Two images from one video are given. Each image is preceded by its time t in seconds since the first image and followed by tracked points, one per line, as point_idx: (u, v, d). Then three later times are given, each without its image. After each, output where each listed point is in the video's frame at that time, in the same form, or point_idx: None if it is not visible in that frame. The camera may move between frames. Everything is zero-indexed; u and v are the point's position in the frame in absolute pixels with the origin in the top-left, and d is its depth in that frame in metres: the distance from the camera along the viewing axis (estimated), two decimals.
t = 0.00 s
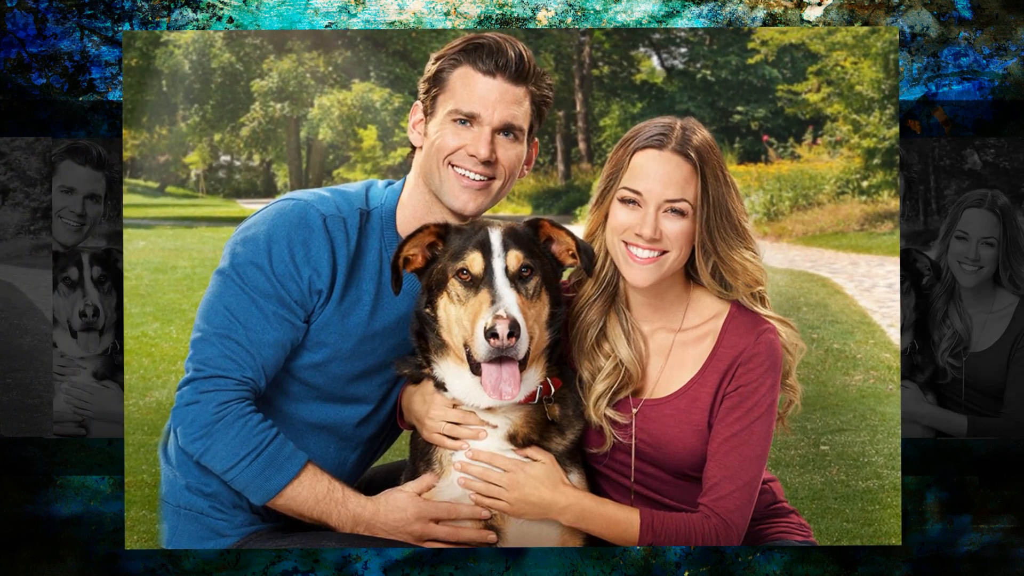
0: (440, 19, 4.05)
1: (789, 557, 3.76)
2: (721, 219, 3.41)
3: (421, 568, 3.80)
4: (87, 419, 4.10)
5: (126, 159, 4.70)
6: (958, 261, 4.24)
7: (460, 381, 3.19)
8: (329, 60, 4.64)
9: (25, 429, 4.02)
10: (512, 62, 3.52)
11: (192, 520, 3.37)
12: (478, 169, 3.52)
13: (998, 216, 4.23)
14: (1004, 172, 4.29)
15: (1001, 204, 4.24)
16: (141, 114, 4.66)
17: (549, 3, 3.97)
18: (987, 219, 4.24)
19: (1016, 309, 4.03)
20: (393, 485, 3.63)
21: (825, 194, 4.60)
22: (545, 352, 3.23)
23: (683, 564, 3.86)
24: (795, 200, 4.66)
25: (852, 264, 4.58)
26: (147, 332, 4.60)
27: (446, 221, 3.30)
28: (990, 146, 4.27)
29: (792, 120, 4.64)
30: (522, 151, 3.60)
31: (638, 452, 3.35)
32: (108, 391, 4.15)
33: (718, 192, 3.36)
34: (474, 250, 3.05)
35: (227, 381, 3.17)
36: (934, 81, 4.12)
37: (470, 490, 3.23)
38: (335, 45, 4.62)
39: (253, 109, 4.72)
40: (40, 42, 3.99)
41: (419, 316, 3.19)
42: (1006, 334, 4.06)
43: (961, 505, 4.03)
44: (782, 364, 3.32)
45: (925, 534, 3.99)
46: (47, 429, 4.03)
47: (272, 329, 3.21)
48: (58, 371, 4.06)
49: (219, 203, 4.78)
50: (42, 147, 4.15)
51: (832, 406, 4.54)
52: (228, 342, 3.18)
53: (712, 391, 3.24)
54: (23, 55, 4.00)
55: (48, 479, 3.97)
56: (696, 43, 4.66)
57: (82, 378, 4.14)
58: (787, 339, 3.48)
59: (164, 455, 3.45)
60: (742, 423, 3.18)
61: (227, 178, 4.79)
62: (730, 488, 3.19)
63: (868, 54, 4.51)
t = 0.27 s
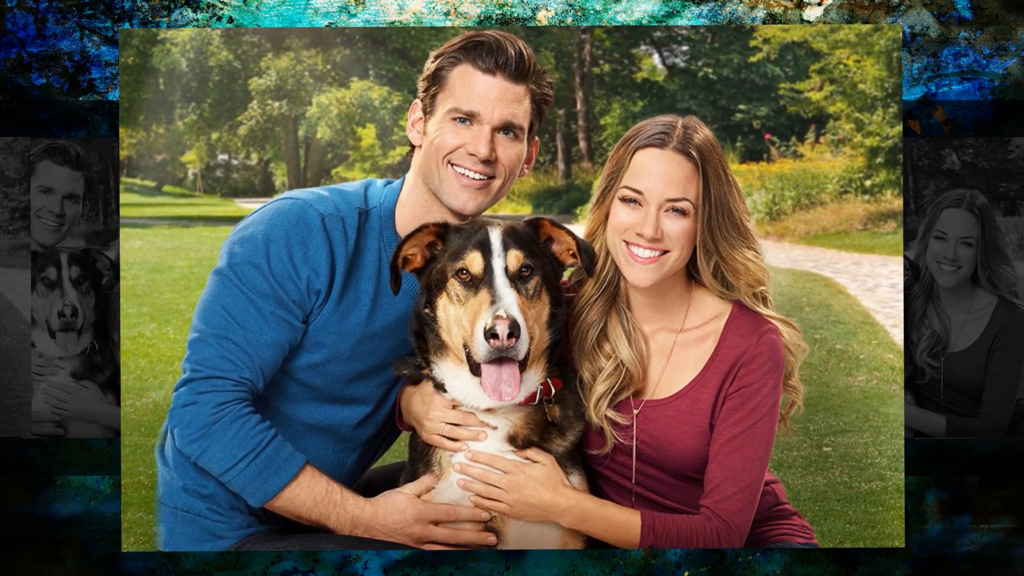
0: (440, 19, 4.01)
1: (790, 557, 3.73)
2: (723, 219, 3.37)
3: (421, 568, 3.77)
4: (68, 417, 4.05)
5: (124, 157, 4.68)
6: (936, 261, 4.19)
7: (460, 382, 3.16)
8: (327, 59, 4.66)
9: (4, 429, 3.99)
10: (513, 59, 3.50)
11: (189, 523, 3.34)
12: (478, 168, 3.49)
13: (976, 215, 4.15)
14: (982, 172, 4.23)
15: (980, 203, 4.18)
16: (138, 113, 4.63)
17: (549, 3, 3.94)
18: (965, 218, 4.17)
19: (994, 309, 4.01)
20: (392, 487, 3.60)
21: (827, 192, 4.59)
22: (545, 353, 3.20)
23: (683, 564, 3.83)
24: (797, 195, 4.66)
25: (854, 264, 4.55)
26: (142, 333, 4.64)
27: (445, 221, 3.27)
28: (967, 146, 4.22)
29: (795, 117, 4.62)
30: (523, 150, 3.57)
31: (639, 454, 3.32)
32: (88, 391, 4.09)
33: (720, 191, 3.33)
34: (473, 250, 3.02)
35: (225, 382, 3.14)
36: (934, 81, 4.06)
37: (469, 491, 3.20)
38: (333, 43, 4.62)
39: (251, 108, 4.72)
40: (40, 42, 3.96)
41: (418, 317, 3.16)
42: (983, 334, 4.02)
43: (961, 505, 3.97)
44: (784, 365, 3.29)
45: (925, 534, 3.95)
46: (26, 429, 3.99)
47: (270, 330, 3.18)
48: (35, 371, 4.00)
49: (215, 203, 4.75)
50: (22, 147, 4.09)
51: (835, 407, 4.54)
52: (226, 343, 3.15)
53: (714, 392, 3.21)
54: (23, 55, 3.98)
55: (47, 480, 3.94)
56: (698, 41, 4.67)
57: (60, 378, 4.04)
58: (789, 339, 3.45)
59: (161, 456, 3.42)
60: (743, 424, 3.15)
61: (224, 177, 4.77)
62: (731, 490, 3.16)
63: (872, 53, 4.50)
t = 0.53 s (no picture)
0: (440, 20, 3.96)
1: (791, 558, 3.70)
2: (725, 218, 3.34)
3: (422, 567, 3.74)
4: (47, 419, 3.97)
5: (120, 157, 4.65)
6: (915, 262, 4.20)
7: (459, 382, 3.13)
8: (326, 58, 4.67)
9: None
10: (513, 57, 3.47)
11: (186, 525, 3.31)
12: (477, 167, 3.46)
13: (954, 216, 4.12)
14: (960, 172, 4.17)
15: (958, 204, 4.13)
16: (134, 111, 4.59)
17: (549, 3, 3.91)
18: (943, 219, 4.12)
19: (972, 309, 4.02)
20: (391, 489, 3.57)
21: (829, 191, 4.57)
22: (546, 353, 3.17)
23: (683, 564, 3.79)
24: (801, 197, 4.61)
25: (857, 264, 4.51)
26: (139, 333, 4.59)
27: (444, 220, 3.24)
28: (946, 146, 4.19)
29: (796, 116, 4.60)
30: (523, 148, 3.54)
31: (640, 455, 3.30)
32: (67, 391, 4.03)
33: (721, 190, 3.30)
34: (473, 249, 3.00)
35: (223, 382, 3.11)
36: (934, 81, 4.06)
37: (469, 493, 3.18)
38: (331, 41, 4.66)
39: (249, 106, 4.67)
40: (40, 42, 3.94)
41: (418, 317, 3.14)
42: (961, 334, 4.06)
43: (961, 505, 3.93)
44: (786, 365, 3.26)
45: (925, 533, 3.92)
46: (4, 429, 3.93)
47: (268, 330, 3.14)
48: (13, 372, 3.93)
49: (213, 202, 4.73)
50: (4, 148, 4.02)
51: (838, 409, 4.49)
52: (223, 343, 3.11)
53: (715, 393, 3.18)
54: (23, 55, 3.95)
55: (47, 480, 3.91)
56: (699, 38, 4.63)
57: (39, 378, 3.96)
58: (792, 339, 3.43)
59: (158, 458, 3.39)
60: (746, 425, 3.12)
61: (222, 176, 4.74)
62: (733, 491, 3.13)
63: (875, 51, 4.43)
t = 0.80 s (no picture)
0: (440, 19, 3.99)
1: (790, 558, 3.72)
2: (727, 217, 3.32)
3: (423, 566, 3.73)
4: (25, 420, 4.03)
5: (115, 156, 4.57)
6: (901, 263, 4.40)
7: (459, 383, 3.11)
8: (325, 57, 4.60)
9: None
10: (512, 55, 3.44)
11: (184, 526, 3.29)
12: (477, 166, 3.44)
13: (933, 216, 4.42)
14: (938, 172, 4.42)
15: (936, 204, 4.42)
16: (132, 110, 4.54)
17: (549, 4, 4.00)
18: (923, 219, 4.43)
19: (950, 309, 4.27)
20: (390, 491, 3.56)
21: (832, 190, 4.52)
22: (546, 353, 3.14)
23: (683, 564, 3.80)
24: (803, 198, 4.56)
25: (860, 264, 4.49)
26: (136, 333, 4.45)
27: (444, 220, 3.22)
28: (925, 146, 4.42)
29: (800, 115, 4.55)
30: (523, 147, 3.51)
31: (641, 457, 3.27)
32: (45, 391, 4.04)
33: (723, 189, 3.27)
34: (473, 249, 2.97)
35: (220, 383, 3.08)
36: (934, 81, 4.29)
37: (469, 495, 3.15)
38: (329, 39, 4.55)
39: (247, 105, 4.64)
40: (40, 42, 4.01)
41: (417, 317, 3.11)
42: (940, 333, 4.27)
43: (961, 505, 4.13)
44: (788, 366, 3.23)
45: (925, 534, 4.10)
46: None
47: (266, 330, 3.12)
48: None
49: (209, 200, 4.70)
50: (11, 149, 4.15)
51: (839, 409, 4.42)
52: (221, 344, 3.08)
53: (717, 394, 3.15)
54: (23, 55, 4.03)
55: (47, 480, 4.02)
56: (701, 36, 4.56)
57: (18, 378, 3.99)
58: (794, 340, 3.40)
59: (155, 459, 3.37)
60: (747, 426, 3.10)
61: (219, 175, 4.70)
62: (735, 493, 3.11)
63: (877, 49, 4.33)
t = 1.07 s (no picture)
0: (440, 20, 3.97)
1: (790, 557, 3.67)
2: (728, 217, 3.29)
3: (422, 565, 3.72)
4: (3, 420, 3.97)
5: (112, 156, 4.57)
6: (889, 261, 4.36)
7: (458, 384, 3.08)
8: (322, 55, 4.57)
9: None
10: (512, 53, 3.42)
11: (180, 528, 3.26)
12: (476, 165, 3.41)
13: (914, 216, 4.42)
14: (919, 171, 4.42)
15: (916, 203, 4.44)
16: (128, 108, 4.54)
17: (549, 4, 3.96)
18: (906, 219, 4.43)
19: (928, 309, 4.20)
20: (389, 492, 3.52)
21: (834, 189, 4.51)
22: (546, 354, 3.11)
23: (683, 564, 3.78)
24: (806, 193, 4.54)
25: (863, 263, 4.49)
26: (132, 334, 4.54)
27: (443, 219, 3.19)
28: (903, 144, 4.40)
29: (802, 113, 4.51)
30: (523, 146, 3.49)
31: (642, 458, 3.24)
32: (24, 391, 3.99)
33: (725, 188, 3.25)
34: (473, 249, 2.94)
35: (218, 384, 3.05)
36: (934, 81, 4.23)
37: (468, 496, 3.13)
38: (327, 36, 4.54)
39: (244, 104, 4.61)
40: (40, 42, 3.94)
41: (416, 317, 3.08)
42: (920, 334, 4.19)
43: (961, 505, 4.05)
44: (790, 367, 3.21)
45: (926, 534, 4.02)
46: None
47: (264, 331, 3.09)
48: None
49: (208, 199, 4.71)
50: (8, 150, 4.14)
51: (843, 411, 4.39)
52: (219, 344, 3.05)
53: (718, 395, 3.13)
54: (22, 55, 3.97)
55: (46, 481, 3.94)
56: (703, 34, 4.53)
57: None
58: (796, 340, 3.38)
59: (152, 461, 3.35)
60: (749, 427, 3.07)
61: (217, 174, 4.69)
62: (736, 495, 3.08)
63: (881, 46, 4.32)
